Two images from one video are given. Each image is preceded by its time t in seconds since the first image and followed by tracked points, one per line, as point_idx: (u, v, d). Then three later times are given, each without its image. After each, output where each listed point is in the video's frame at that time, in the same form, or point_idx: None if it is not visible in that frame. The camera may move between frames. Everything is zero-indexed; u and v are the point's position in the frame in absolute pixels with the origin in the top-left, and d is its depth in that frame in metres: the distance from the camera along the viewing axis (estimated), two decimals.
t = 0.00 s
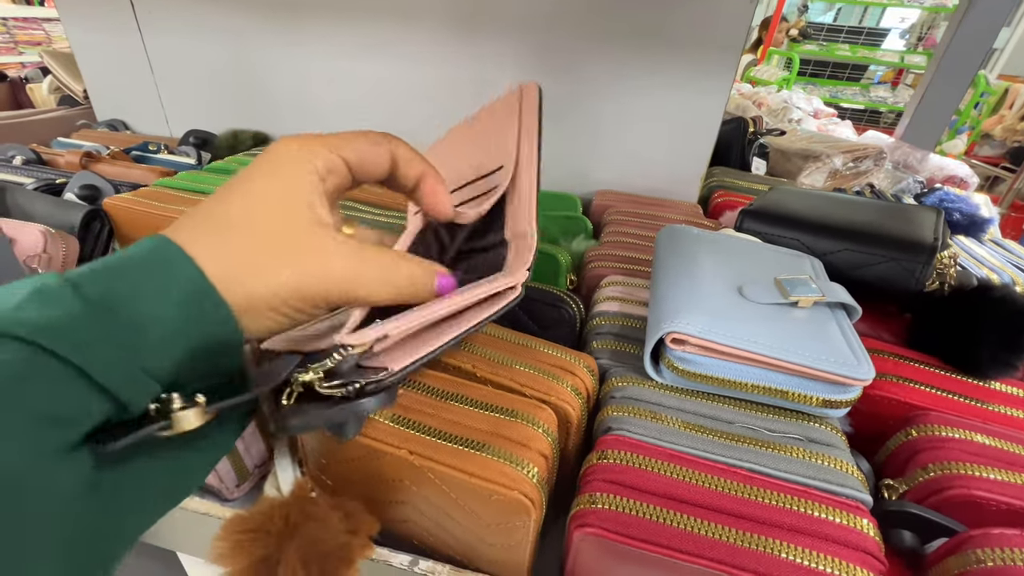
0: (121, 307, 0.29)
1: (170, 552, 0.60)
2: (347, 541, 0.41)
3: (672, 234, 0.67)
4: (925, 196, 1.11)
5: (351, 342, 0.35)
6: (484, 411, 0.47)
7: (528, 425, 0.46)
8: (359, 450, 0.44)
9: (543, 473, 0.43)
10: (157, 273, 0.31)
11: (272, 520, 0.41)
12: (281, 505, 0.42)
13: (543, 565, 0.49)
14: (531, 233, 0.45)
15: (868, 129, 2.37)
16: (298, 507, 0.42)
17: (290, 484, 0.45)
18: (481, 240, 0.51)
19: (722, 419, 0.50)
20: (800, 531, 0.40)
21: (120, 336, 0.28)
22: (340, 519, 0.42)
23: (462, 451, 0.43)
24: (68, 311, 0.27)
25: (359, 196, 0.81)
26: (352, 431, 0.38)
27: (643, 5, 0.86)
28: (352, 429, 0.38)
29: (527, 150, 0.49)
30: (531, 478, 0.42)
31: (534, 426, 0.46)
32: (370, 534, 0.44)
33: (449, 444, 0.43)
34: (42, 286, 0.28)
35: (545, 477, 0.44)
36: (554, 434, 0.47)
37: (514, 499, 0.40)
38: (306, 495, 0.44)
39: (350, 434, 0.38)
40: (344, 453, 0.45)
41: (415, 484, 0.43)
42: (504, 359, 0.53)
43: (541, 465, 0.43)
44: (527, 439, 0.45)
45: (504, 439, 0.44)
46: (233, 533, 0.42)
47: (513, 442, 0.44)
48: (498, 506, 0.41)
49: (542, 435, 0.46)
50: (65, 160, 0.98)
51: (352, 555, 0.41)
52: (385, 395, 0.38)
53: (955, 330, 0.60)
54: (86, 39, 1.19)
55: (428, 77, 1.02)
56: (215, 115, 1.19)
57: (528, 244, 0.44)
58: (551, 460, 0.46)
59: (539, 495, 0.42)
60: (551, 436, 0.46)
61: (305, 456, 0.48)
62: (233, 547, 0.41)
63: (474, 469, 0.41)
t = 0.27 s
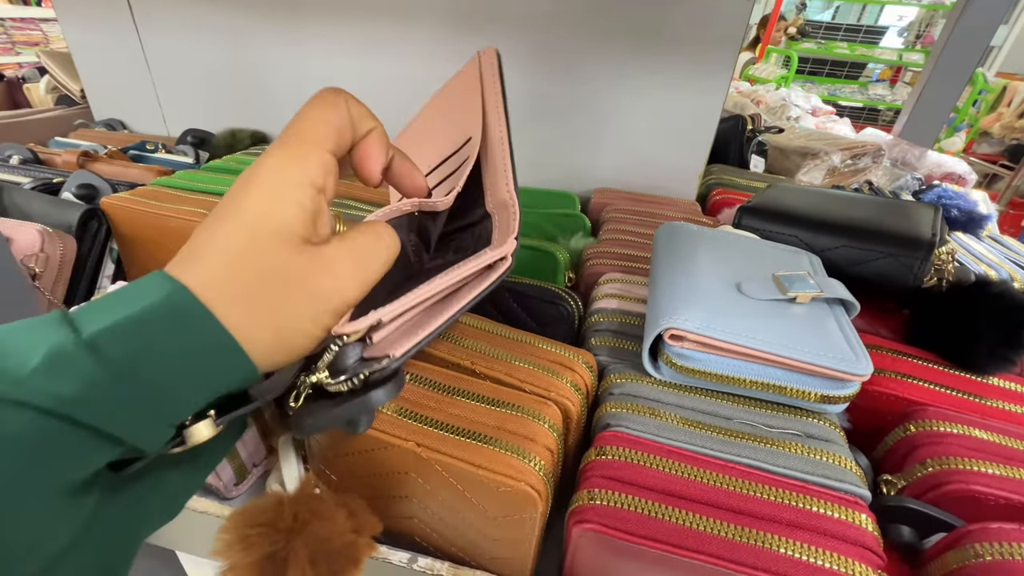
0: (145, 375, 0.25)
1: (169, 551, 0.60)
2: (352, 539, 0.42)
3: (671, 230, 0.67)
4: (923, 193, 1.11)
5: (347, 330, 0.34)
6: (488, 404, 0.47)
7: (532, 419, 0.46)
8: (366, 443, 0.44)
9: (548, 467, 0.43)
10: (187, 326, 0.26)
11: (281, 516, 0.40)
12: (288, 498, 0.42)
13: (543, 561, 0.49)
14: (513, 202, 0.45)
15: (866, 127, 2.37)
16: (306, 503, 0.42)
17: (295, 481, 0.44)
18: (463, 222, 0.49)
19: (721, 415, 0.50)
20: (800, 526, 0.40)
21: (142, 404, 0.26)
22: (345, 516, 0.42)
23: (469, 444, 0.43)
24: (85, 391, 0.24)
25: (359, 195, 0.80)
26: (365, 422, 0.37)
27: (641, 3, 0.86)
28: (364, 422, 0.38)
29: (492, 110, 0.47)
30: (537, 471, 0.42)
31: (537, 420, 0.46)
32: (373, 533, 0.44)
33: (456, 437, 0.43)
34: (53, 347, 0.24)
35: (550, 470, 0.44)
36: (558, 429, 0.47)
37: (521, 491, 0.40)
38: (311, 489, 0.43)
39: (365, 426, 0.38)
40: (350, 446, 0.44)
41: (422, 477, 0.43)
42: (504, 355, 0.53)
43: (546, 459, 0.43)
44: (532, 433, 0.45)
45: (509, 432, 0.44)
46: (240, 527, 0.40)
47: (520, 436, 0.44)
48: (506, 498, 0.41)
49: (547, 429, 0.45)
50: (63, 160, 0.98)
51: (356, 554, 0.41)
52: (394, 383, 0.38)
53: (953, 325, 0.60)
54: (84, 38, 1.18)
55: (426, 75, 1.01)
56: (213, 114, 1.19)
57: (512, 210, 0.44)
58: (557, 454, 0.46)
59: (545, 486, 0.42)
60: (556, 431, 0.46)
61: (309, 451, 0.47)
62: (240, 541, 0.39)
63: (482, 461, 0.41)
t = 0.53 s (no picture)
0: (165, 376, 0.26)
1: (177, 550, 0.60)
2: (361, 537, 0.42)
3: (674, 229, 0.67)
4: (925, 191, 1.11)
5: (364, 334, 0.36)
6: (495, 403, 0.47)
7: (538, 417, 0.46)
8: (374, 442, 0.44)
9: (555, 465, 0.44)
10: (211, 334, 0.26)
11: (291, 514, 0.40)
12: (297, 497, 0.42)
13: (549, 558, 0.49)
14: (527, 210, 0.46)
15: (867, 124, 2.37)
16: (314, 502, 0.42)
17: (304, 480, 0.44)
18: (474, 225, 0.49)
19: (726, 412, 0.50)
20: (806, 522, 0.40)
21: (161, 406, 0.26)
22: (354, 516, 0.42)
23: (476, 442, 0.43)
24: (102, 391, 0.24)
25: (366, 195, 0.81)
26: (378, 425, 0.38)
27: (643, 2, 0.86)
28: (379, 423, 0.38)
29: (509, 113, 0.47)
30: (544, 468, 0.42)
31: (544, 418, 0.46)
32: (381, 530, 0.44)
33: (463, 436, 0.44)
34: (78, 352, 0.24)
35: (557, 468, 0.44)
36: (565, 427, 0.47)
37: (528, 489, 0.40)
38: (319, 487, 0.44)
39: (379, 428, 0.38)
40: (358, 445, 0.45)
41: (430, 475, 0.43)
42: (510, 354, 0.53)
43: (553, 457, 0.44)
44: (539, 431, 0.45)
45: (516, 430, 0.45)
46: (250, 525, 0.40)
47: (528, 433, 0.45)
48: (513, 496, 0.41)
49: (553, 428, 0.46)
50: (67, 161, 0.99)
51: (365, 553, 0.42)
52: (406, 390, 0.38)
53: (956, 322, 0.60)
54: (87, 40, 1.19)
55: (428, 75, 1.02)
56: (216, 115, 1.19)
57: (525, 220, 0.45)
58: (562, 452, 0.46)
59: (552, 485, 0.42)
60: (562, 429, 0.47)
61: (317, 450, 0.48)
62: (248, 538, 0.39)
63: (488, 459, 0.42)
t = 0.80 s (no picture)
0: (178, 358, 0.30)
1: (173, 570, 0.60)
2: (355, 567, 0.43)
3: (671, 244, 0.67)
4: (922, 199, 1.11)
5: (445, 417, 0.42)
6: (490, 430, 0.47)
7: (533, 443, 0.46)
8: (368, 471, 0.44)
9: (550, 493, 0.44)
10: (216, 323, 0.33)
11: (283, 548, 0.42)
12: (289, 530, 0.43)
13: None
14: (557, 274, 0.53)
15: (864, 128, 2.37)
16: (307, 534, 0.43)
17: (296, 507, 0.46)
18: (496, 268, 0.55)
19: (722, 433, 0.50)
20: (802, 548, 0.40)
21: (166, 389, 0.30)
22: (348, 544, 0.43)
23: (470, 472, 0.43)
24: (127, 373, 0.29)
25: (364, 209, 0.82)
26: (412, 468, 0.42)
27: (639, 14, 0.87)
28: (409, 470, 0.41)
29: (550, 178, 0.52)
30: (538, 498, 0.42)
31: (539, 444, 0.46)
32: (376, 557, 0.45)
33: (458, 467, 0.44)
34: (103, 325, 0.29)
35: (552, 495, 0.44)
36: (560, 452, 0.47)
37: (522, 519, 0.40)
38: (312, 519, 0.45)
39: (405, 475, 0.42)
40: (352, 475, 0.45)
41: (424, 505, 0.43)
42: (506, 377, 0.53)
43: (548, 485, 0.44)
44: (534, 458, 0.45)
45: (510, 458, 0.45)
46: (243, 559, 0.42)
47: (522, 462, 0.45)
48: (507, 526, 0.41)
49: (549, 454, 0.46)
50: (64, 175, 0.99)
51: None
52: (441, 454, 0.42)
53: (953, 339, 0.60)
54: (85, 52, 1.19)
55: (424, 85, 1.02)
56: (213, 126, 1.19)
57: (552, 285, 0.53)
58: (558, 478, 0.46)
59: (547, 513, 0.42)
60: (557, 455, 0.47)
61: (311, 476, 0.48)
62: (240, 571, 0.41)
63: (483, 490, 0.42)
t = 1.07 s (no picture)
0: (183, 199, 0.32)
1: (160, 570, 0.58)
2: (345, 565, 0.41)
3: (668, 236, 0.66)
4: (920, 192, 1.11)
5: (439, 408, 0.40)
6: (485, 425, 0.46)
7: (528, 438, 0.45)
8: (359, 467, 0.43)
9: (546, 489, 0.43)
10: (204, 196, 0.34)
11: (270, 547, 0.41)
12: (278, 528, 0.42)
13: None
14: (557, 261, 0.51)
15: (860, 123, 2.36)
16: (295, 532, 0.42)
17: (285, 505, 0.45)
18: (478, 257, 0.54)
19: (721, 427, 0.49)
20: (804, 544, 0.39)
21: (171, 221, 0.32)
22: (338, 541, 0.42)
23: (464, 468, 0.42)
24: (116, 232, 0.29)
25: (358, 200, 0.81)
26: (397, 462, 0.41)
27: (636, 5, 0.85)
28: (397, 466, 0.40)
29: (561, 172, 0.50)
30: (533, 494, 0.41)
31: (535, 439, 0.45)
32: (369, 554, 0.43)
33: (451, 463, 0.43)
34: (109, 160, 0.31)
35: (548, 491, 0.43)
36: (556, 447, 0.46)
37: (517, 516, 0.39)
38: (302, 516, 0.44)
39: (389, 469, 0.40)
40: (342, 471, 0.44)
41: (416, 502, 0.42)
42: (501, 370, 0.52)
43: (544, 481, 0.43)
44: (529, 453, 0.44)
45: (505, 454, 0.44)
46: (231, 561, 0.41)
47: (517, 456, 0.44)
48: (501, 523, 0.40)
49: (545, 450, 0.45)
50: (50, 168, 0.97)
51: None
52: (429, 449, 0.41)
53: (955, 331, 0.59)
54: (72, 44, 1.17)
55: (417, 77, 1.00)
56: (203, 120, 1.17)
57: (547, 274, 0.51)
58: (554, 474, 0.45)
59: (542, 510, 0.41)
60: (553, 450, 0.46)
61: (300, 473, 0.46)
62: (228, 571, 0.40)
63: (477, 486, 0.41)
